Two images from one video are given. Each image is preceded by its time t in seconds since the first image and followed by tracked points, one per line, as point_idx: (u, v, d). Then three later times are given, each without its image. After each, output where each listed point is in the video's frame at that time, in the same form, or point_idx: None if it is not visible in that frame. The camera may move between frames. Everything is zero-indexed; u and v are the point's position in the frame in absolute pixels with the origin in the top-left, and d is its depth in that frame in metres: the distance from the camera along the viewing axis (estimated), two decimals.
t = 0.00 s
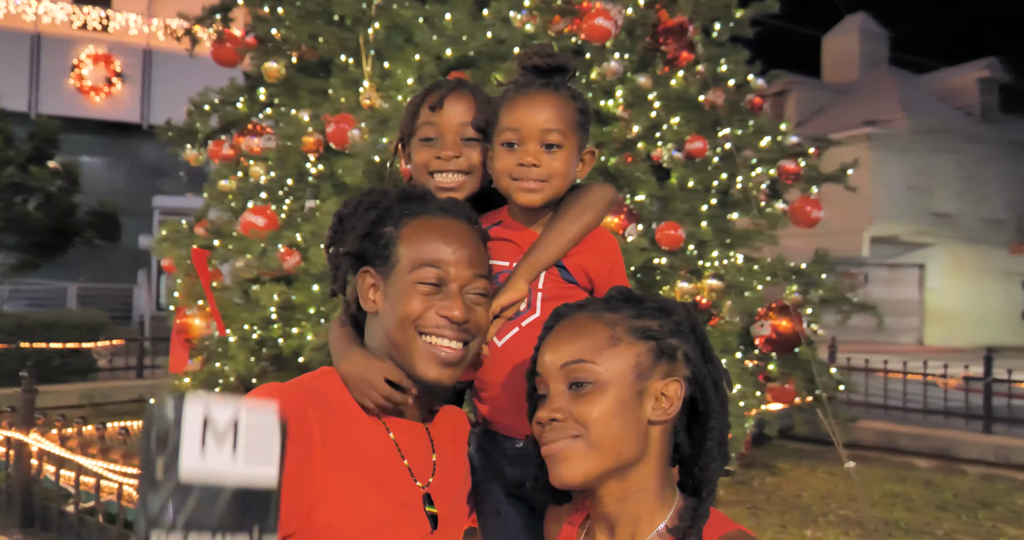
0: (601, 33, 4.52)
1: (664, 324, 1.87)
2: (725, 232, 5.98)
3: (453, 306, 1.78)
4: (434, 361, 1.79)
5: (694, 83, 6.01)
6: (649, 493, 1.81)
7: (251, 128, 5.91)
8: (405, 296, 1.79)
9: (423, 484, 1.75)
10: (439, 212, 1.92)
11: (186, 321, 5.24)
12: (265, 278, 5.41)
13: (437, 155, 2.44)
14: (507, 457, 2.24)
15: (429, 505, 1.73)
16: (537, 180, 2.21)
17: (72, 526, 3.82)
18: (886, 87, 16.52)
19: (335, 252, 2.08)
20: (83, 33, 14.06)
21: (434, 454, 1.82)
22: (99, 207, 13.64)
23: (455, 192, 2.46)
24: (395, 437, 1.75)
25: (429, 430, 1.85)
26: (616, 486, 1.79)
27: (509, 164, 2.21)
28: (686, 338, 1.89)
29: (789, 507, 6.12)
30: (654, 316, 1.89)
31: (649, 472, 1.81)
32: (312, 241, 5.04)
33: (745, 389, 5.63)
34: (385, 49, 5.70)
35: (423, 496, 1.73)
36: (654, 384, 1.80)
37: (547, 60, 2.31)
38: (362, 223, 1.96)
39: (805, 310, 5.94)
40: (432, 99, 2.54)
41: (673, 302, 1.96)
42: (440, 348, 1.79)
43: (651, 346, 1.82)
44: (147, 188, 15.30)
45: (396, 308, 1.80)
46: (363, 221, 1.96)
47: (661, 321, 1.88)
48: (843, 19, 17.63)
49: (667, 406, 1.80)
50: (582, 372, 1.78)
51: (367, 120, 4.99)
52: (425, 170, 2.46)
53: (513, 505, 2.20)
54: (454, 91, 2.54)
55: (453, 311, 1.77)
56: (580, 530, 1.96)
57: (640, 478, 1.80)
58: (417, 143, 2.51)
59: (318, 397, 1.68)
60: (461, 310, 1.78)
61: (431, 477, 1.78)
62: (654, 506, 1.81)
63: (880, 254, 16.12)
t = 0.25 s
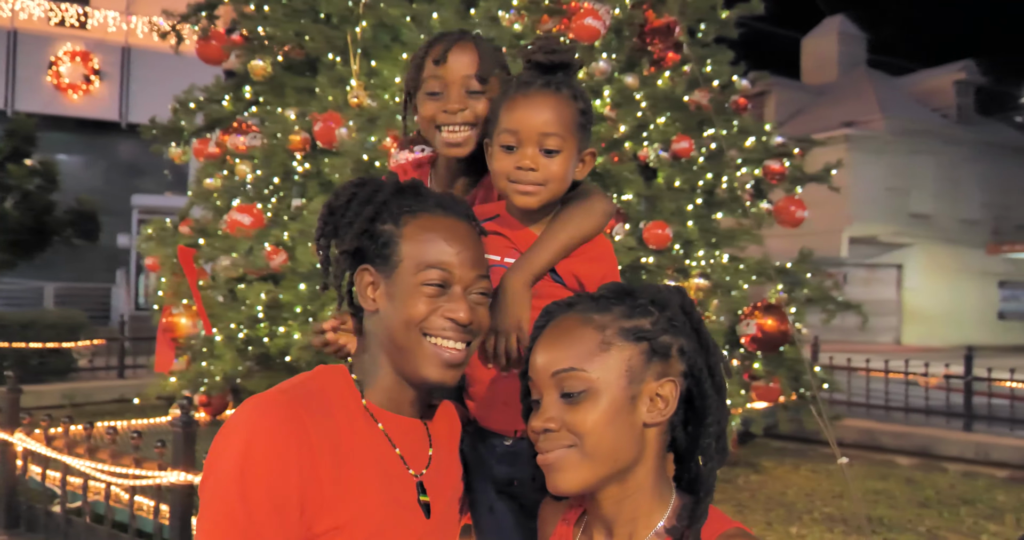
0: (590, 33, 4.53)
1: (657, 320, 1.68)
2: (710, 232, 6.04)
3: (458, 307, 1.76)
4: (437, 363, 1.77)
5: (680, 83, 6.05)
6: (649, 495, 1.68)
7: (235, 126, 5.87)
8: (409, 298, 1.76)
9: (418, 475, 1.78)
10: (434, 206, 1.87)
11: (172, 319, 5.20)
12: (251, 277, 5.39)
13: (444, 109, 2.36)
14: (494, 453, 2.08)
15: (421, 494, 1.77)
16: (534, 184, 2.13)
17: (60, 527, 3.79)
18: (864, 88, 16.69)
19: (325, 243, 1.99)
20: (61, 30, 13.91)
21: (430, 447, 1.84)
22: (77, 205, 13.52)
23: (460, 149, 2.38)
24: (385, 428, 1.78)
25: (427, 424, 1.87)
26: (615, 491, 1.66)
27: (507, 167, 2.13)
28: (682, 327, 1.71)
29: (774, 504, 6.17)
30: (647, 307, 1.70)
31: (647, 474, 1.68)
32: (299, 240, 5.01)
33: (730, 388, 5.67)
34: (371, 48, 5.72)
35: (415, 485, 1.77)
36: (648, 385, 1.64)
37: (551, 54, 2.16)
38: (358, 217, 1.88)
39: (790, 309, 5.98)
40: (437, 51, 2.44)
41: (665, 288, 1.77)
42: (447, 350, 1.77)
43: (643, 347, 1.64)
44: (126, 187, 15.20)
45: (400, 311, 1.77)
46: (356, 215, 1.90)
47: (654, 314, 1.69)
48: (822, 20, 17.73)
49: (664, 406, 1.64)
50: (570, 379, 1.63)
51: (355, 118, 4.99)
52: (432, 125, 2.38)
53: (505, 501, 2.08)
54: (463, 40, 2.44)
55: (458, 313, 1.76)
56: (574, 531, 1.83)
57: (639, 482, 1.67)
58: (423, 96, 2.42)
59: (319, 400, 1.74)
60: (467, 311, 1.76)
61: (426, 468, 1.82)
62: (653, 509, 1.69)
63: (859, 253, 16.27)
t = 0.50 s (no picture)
0: (586, 33, 4.51)
1: (660, 327, 1.60)
2: (702, 231, 6.03)
3: (467, 301, 1.80)
4: (448, 356, 1.81)
5: (671, 83, 6.06)
6: (646, 504, 1.62)
7: (226, 124, 5.83)
8: (419, 293, 1.80)
9: (425, 472, 1.86)
10: (434, 202, 1.90)
11: (164, 318, 5.16)
12: (243, 275, 5.37)
13: (461, 87, 2.31)
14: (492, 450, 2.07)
15: (428, 494, 1.84)
16: (538, 185, 2.08)
17: (52, 526, 3.77)
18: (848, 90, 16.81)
19: (322, 241, 2.02)
20: (44, 27, 13.47)
21: (436, 443, 1.92)
22: (61, 204, 13.42)
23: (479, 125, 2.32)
24: (397, 428, 1.83)
25: (434, 420, 1.93)
26: (609, 498, 1.60)
27: (510, 169, 2.08)
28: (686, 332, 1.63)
29: (764, 502, 6.21)
30: (650, 313, 1.61)
31: (643, 481, 1.61)
32: (292, 239, 5.00)
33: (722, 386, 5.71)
34: (364, 46, 5.69)
35: (424, 485, 1.84)
36: (648, 394, 1.57)
37: (553, 51, 2.20)
38: (358, 215, 1.91)
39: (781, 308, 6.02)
40: (454, 24, 2.35)
41: (672, 286, 1.67)
42: (457, 344, 1.81)
43: (645, 360, 1.56)
44: (109, 186, 15.09)
45: (409, 306, 1.80)
46: (357, 214, 1.92)
47: (656, 320, 1.60)
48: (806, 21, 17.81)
49: (662, 419, 1.57)
50: (567, 389, 1.55)
51: (348, 116, 4.96)
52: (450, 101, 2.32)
53: (504, 498, 2.10)
54: (481, 12, 2.35)
55: (468, 306, 1.80)
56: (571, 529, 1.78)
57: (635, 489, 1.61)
58: (440, 71, 2.35)
59: (320, 405, 1.77)
60: (476, 304, 1.80)
61: (432, 466, 1.89)
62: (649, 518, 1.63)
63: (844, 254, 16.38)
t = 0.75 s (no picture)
0: (582, 33, 4.51)
1: (663, 342, 1.49)
2: (696, 231, 6.09)
3: (472, 297, 1.76)
4: (455, 354, 1.78)
5: (665, 83, 6.07)
6: (638, 519, 1.54)
7: (219, 123, 5.81)
8: (423, 291, 1.76)
9: (429, 470, 1.82)
10: (435, 198, 1.86)
11: (158, 318, 5.00)
12: (236, 275, 5.35)
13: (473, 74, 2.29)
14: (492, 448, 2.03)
15: (433, 492, 1.80)
16: (535, 197, 1.97)
17: (48, 527, 3.75)
18: (835, 91, 16.91)
19: (322, 240, 1.97)
20: (29, 25, 13.11)
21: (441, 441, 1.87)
22: (48, 203, 13.33)
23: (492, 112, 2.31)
24: (401, 426, 1.79)
25: (439, 415, 1.89)
26: (598, 510, 1.53)
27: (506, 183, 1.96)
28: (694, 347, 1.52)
29: (757, 500, 6.23)
30: (655, 326, 1.50)
31: (634, 496, 1.53)
32: (288, 238, 4.99)
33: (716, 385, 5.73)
34: (359, 45, 5.65)
35: (428, 482, 1.81)
36: (645, 412, 1.48)
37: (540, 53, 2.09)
38: (357, 214, 1.86)
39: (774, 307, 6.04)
40: (466, 14, 2.34)
41: (682, 297, 1.56)
42: (462, 341, 1.78)
43: (643, 378, 1.47)
44: (96, 185, 15.00)
45: (414, 305, 1.76)
46: (357, 212, 1.87)
47: (661, 334, 1.50)
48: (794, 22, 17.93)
49: (656, 438, 1.49)
50: (560, 399, 1.46)
51: (344, 115, 4.95)
52: (462, 88, 2.31)
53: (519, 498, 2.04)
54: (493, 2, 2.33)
55: (473, 304, 1.76)
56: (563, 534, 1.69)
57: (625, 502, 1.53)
58: (453, 61, 2.34)
59: (323, 400, 1.72)
60: (481, 301, 1.76)
61: (438, 463, 1.86)
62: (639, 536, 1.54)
63: (831, 254, 16.44)
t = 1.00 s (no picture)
0: (578, 31, 4.50)
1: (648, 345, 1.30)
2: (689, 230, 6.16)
3: (480, 294, 1.71)
4: (463, 353, 1.73)
5: (659, 82, 6.07)
6: None
7: (211, 121, 5.77)
8: (431, 290, 1.70)
9: (436, 467, 1.78)
10: (439, 195, 1.80)
11: (150, 317, 4.93)
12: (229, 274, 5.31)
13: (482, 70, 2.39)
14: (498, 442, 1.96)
15: (439, 492, 1.76)
16: (539, 199, 1.89)
17: (41, 527, 3.71)
18: (821, 91, 16.99)
19: (324, 241, 1.93)
20: (13, 22, 12.76)
21: (448, 439, 1.83)
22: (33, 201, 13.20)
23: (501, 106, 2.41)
24: (408, 424, 1.75)
25: (445, 412, 1.85)
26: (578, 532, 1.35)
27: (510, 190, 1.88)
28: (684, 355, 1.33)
29: (750, 499, 6.25)
30: (638, 326, 1.32)
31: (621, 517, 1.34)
32: (282, 236, 4.96)
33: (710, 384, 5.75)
34: (353, 43, 5.62)
35: (435, 482, 1.76)
36: (624, 421, 1.29)
37: (517, 51, 1.89)
38: (361, 213, 1.81)
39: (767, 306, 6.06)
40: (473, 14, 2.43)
41: (672, 296, 1.37)
42: (470, 339, 1.73)
43: (620, 385, 1.28)
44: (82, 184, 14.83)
45: (421, 306, 1.70)
46: (361, 211, 1.82)
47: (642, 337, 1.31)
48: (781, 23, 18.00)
49: (638, 454, 1.30)
50: (530, 405, 1.29)
51: (338, 114, 4.93)
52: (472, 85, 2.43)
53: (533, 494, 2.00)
54: None
55: (481, 301, 1.70)
56: None
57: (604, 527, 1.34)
58: (463, 56, 2.43)
59: (329, 399, 1.69)
60: (489, 298, 1.71)
61: (445, 462, 1.81)
62: None
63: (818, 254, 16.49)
